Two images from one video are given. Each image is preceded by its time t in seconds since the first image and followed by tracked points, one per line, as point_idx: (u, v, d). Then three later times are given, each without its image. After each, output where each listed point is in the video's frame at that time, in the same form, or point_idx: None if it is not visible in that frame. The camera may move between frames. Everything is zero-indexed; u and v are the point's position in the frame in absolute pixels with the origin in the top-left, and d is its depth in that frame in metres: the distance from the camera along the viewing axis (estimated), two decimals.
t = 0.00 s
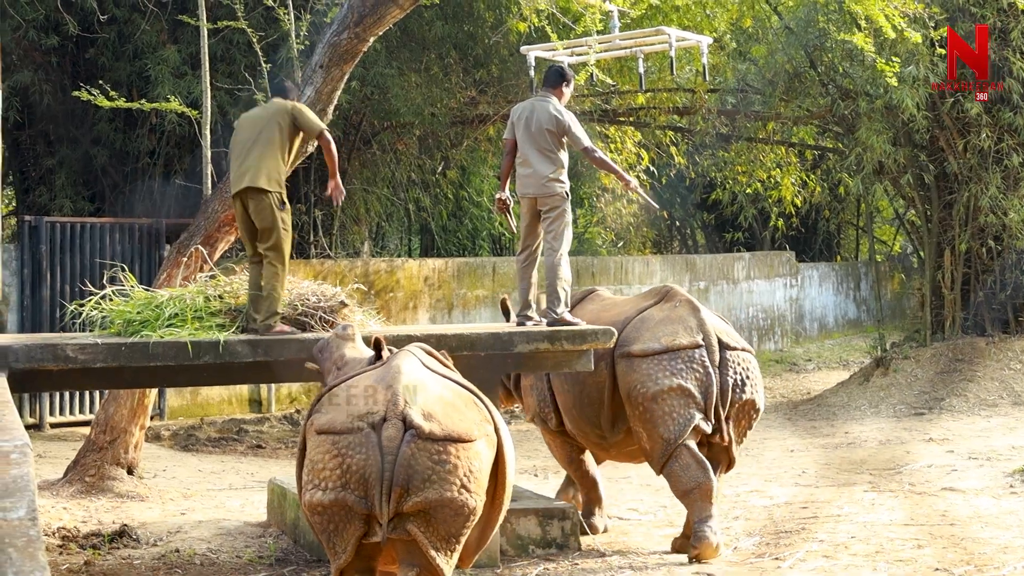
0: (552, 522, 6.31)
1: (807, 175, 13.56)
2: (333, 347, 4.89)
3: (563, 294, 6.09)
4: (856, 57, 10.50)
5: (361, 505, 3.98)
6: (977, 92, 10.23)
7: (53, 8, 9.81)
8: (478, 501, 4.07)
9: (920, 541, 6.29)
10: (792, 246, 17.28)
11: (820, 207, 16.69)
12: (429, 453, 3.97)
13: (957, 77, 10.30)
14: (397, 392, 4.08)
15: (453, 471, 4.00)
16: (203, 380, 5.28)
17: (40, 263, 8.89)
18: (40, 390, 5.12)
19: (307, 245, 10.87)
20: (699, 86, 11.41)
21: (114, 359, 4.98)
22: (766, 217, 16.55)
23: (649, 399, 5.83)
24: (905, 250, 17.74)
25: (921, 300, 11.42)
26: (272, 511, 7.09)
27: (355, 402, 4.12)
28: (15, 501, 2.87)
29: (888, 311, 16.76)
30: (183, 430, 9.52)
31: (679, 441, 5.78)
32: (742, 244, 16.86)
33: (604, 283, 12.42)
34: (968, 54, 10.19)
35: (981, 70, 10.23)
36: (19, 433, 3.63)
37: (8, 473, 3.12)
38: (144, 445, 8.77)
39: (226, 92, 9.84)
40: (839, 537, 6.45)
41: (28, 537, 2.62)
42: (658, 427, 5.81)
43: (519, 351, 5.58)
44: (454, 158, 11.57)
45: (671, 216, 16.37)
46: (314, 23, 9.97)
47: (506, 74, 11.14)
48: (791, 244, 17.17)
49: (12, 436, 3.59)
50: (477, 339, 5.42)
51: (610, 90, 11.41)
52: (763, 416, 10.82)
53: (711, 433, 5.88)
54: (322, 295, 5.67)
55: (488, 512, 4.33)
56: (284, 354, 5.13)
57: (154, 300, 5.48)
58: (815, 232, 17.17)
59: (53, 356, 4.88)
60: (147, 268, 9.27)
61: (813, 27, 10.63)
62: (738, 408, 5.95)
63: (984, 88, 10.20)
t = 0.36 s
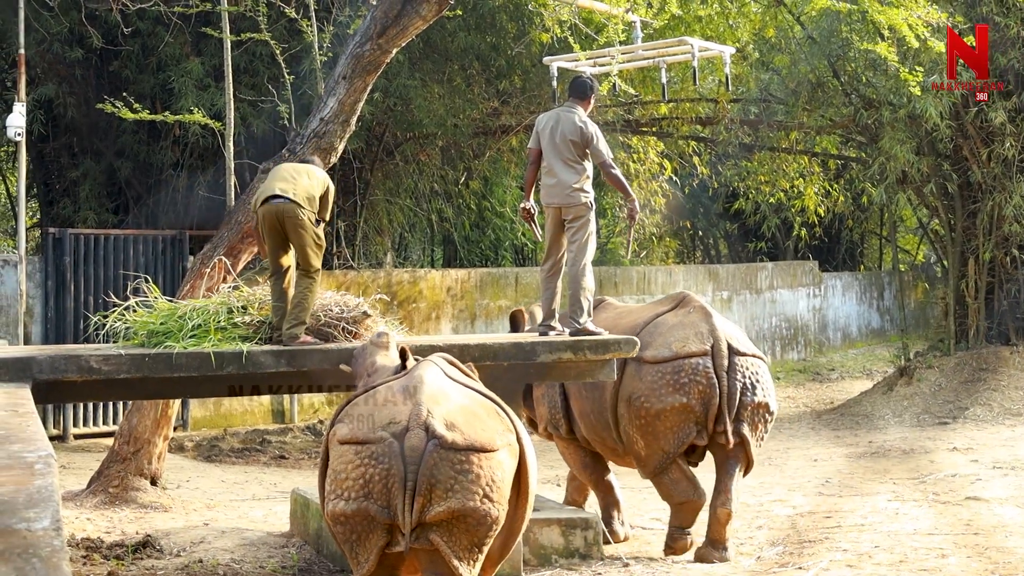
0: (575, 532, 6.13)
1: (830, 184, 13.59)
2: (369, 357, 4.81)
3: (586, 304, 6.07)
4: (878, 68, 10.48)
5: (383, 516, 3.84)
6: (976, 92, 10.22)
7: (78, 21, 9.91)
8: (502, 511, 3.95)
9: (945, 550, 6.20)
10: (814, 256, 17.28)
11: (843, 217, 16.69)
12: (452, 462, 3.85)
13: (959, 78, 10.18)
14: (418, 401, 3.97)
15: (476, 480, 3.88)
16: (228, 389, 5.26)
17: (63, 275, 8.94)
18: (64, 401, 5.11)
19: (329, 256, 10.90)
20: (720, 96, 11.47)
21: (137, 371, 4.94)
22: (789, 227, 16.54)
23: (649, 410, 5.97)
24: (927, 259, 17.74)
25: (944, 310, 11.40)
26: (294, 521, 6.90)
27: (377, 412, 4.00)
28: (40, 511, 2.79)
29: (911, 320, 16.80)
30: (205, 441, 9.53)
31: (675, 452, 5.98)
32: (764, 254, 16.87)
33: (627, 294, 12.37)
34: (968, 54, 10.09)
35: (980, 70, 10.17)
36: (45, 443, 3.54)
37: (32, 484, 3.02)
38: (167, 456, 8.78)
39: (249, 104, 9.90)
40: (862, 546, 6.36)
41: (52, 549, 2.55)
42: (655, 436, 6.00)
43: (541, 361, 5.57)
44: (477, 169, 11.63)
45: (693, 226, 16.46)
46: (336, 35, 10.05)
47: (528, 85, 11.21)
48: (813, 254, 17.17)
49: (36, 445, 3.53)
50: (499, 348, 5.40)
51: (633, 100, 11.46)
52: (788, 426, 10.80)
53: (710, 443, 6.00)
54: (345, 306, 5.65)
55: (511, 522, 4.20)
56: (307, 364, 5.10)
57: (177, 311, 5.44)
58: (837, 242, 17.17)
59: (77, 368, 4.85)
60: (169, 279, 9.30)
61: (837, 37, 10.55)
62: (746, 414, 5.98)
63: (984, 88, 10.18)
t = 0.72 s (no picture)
0: (576, 533, 6.12)
1: (830, 185, 13.62)
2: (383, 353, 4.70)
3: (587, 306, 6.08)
4: (878, 68, 10.49)
5: (383, 517, 3.84)
6: (976, 92, 10.21)
7: (77, 23, 9.93)
8: (502, 512, 3.95)
9: (946, 549, 6.20)
10: (815, 256, 17.28)
11: (843, 217, 16.69)
12: (451, 463, 3.85)
13: (959, 77, 10.18)
14: (418, 402, 3.97)
15: (476, 481, 3.87)
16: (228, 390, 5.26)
17: (64, 277, 8.94)
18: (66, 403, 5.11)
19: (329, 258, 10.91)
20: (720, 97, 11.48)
21: (137, 373, 4.93)
22: (789, 228, 16.56)
23: (636, 412, 6.04)
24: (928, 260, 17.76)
25: (945, 310, 11.41)
26: (295, 522, 6.91)
27: (377, 413, 4.00)
28: (40, 513, 2.78)
29: (912, 321, 16.81)
30: (206, 443, 9.54)
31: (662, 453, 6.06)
32: (764, 255, 16.87)
33: (627, 295, 12.36)
34: (968, 54, 10.10)
35: (980, 69, 10.17)
36: (45, 445, 3.53)
37: (32, 486, 3.02)
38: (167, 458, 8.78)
39: (249, 106, 9.91)
40: (863, 546, 6.35)
41: (52, 551, 2.54)
42: (641, 437, 6.09)
43: (541, 361, 5.57)
44: (477, 170, 11.63)
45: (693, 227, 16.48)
46: (336, 36, 10.11)
47: (528, 86, 11.23)
48: (814, 255, 17.21)
49: (36, 447, 3.53)
50: (500, 349, 5.40)
51: (633, 101, 11.47)
52: (788, 427, 10.81)
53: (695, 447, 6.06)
54: (346, 308, 5.65)
55: (511, 523, 4.18)
56: (306, 366, 5.08)
57: (177, 313, 5.44)
58: (837, 242, 17.18)
59: (77, 370, 4.85)
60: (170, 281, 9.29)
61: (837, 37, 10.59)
62: (732, 418, 6.01)
63: (984, 88, 10.18)
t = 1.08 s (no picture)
0: (574, 523, 6.13)
1: (827, 174, 13.65)
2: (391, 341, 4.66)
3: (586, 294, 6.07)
4: (876, 57, 10.49)
5: (380, 506, 3.84)
6: (977, 92, 10.20)
7: (74, 12, 9.91)
8: (499, 501, 3.95)
9: (943, 539, 6.21)
10: (812, 245, 17.30)
11: (840, 207, 16.70)
12: (448, 453, 3.85)
13: (959, 77, 10.21)
14: (415, 391, 3.97)
15: (472, 470, 3.87)
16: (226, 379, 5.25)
17: (61, 267, 8.95)
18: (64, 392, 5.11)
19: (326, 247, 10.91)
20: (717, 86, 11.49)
21: (135, 362, 4.93)
22: (786, 218, 16.57)
23: (632, 398, 6.08)
24: (924, 250, 17.79)
25: (942, 299, 11.42)
26: (292, 512, 6.92)
27: (374, 402, 4.00)
28: (37, 502, 2.78)
29: (909, 310, 16.84)
30: (203, 432, 9.54)
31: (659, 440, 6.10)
32: (761, 244, 16.88)
33: (624, 284, 12.36)
34: (968, 54, 10.11)
35: (981, 70, 10.19)
36: (42, 434, 3.53)
37: (30, 475, 3.02)
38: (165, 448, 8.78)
39: (246, 95, 9.91)
40: (860, 536, 6.37)
41: (49, 540, 2.55)
42: (637, 424, 6.12)
43: (538, 351, 5.56)
44: (475, 159, 11.64)
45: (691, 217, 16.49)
46: (332, 25, 10.14)
47: (525, 75, 11.26)
48: (812, 244, 17.24)
49: (33, 436, 3.53)
50: (497, 339, 5.39)
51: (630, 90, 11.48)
52: (785, 416, 10.83)
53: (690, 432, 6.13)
54: (342, 297, 5.63)
55: (508, 512, 4.19)
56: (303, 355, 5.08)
57: (175, 302, 5.44)
58: (835, 232, 17.19)
59: (74, 360, 4.85)
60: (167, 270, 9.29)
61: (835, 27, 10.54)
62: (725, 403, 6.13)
63: (984, 88, 10.18)
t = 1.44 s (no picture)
0: (571, 514, 6.15)
1: (826, 167, 13.68)
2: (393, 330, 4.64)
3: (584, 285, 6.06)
4: (875, 49, 10.48)
5: (376, 497, 3.85)
6: (977, 92, 10.20)
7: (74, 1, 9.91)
8: (496, 492, 3.95)
9: (940, 532, 6.22)
10: (811, 238, 17.31)
11: (839, 199, 16.70)
12: (445, 444, 3.85)
13: (958, 77, 10.23)
14: (412, 382, 3.97)
15: (469, 461, 3.87)
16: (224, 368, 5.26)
17: (60, 255, 8.97)
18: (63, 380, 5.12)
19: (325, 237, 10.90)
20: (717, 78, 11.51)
21: (132, 351, 4.93)
22: (786, 210, 16.57)
23: (631, 387, 6.22)
24: (923, 242, 17.81)
25: (940, 292, 11.43)
26: (289, 501, 6.93)
27: (371, 392, 4.00)
28: (35, 490, 2.79)
29: (908, 303, 16.85)
30: (201, 422, 9.56)
31: (657, 427, 6.26)
32: (760, 236, 16.87)
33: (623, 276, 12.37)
34: (968, 54, 10.13)
35: (981, 70, 10.20)
36: (40, 423, 3.53)
37: (27, 464, 3.02)
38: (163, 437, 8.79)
39: (246, 85, 9.90)
40: (857, 528, 6.38)
41: (46, 529, 2.55)
42: (634, 412, 6.27)
43: (536, 341, 5.56)
44: (474, 150, 11.62)
45: (691, 208, 16.52)
46: (332, 15, 10.17)
47: (525, 66, 11.32)
48: (811, 236, 17.24)
49: (31, 425, 3.53)
50: (495, 330, 5.39)
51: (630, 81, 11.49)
52: (784, 408, 10.84)
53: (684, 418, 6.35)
54: (341, 288, 5.62)
55: (505, 502, 4.19)
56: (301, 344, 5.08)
57: (173, 291, 5.45)
58: (834, 225, 17.21)
59: (72, 348, 4.84)
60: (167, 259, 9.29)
61: (834, 20, 10.48)
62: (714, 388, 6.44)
63: (985, 88, 10.17)
